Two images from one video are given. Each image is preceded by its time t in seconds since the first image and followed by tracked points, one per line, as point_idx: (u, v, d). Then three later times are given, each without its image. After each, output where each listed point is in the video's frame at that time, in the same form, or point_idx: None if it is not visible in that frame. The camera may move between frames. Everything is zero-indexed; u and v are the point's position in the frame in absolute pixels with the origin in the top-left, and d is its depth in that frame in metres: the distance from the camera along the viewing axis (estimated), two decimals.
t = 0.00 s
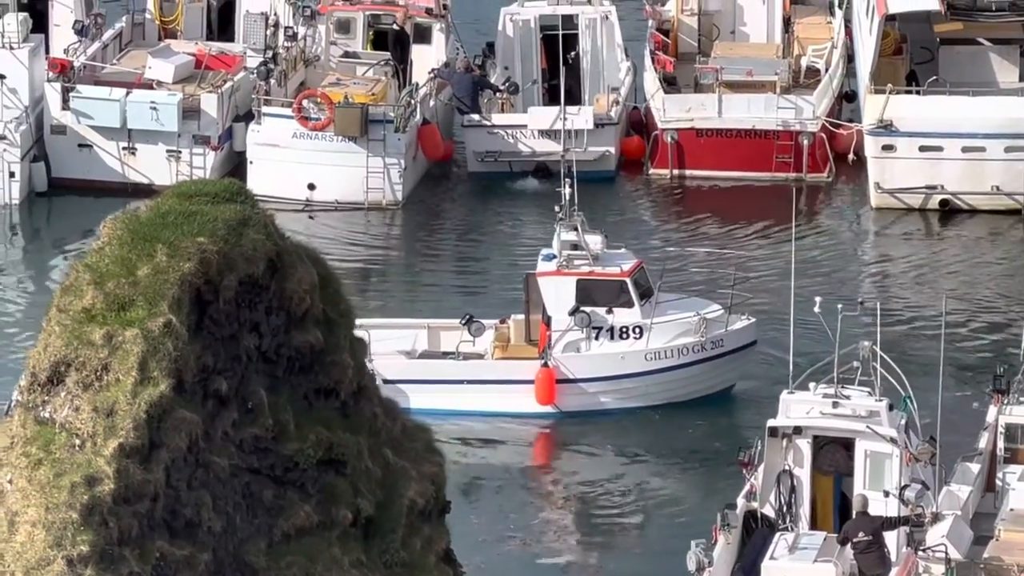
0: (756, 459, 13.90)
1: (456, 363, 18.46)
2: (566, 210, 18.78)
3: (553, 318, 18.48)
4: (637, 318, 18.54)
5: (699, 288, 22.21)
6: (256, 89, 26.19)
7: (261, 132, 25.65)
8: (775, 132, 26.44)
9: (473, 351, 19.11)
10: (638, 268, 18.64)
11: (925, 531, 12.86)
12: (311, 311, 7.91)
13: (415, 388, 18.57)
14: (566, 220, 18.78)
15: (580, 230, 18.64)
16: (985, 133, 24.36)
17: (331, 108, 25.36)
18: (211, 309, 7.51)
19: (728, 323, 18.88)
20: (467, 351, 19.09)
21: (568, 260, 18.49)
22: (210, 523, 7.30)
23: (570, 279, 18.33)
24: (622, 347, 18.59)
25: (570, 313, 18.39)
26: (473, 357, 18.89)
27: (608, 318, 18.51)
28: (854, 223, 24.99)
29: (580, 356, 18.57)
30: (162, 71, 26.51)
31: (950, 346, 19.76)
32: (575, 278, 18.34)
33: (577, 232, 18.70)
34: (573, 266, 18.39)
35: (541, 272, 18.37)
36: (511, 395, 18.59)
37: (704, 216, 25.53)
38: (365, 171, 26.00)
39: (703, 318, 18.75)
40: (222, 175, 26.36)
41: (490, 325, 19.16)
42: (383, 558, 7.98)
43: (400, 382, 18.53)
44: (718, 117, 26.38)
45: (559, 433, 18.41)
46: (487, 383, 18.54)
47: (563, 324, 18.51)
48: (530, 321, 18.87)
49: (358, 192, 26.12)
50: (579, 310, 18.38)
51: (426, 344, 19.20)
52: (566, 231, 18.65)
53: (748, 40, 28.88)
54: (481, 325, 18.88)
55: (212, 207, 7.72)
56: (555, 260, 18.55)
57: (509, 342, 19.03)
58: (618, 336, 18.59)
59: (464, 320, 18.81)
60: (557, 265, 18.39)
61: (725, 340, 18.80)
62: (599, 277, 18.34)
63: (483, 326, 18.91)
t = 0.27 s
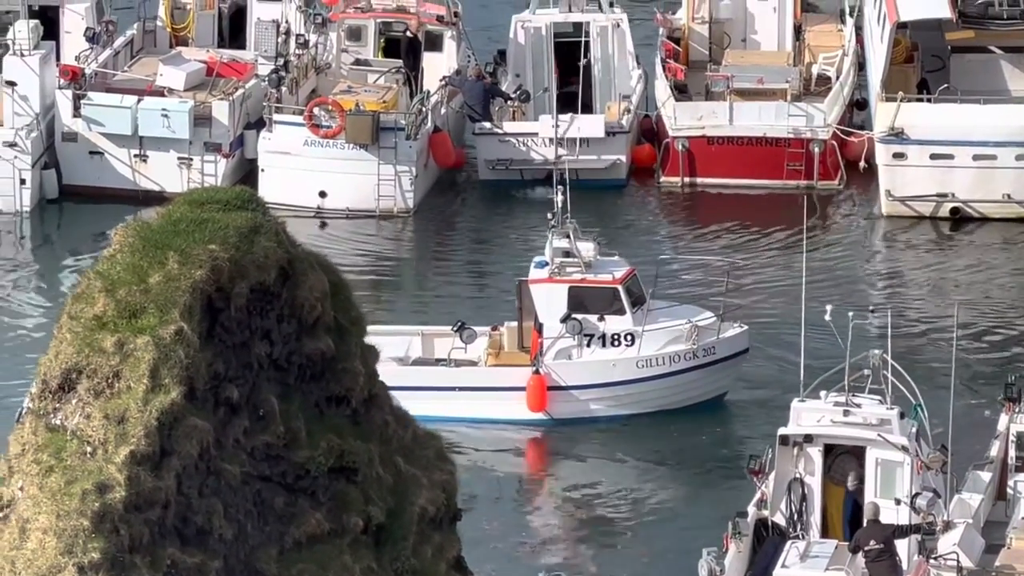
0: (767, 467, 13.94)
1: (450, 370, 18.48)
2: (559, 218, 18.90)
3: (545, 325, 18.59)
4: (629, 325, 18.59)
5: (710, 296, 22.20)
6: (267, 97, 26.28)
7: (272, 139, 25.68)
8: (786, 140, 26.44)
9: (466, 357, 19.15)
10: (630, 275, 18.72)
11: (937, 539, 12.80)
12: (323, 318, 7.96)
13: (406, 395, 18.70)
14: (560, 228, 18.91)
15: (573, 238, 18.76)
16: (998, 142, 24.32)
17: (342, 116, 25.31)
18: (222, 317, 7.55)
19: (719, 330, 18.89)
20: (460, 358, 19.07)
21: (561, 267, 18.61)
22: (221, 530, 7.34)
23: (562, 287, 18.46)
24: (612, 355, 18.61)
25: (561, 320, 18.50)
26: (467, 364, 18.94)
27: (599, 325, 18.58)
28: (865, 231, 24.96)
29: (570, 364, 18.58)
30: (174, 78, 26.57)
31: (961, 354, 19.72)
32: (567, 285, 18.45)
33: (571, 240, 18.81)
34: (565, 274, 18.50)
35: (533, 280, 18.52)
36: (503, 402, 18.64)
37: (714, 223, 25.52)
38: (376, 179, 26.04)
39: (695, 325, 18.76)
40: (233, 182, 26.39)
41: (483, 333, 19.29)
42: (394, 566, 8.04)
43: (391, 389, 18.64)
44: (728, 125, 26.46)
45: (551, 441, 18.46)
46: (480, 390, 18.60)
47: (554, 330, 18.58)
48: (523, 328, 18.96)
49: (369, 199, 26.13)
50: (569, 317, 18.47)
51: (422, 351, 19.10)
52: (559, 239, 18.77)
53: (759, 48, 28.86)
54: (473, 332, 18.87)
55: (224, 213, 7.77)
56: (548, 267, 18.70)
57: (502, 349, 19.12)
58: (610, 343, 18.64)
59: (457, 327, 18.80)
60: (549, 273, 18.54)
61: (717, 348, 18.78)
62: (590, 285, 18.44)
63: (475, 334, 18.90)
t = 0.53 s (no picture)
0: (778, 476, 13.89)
1: (441, 378, 18.44)
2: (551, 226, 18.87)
3: (535, 333, 18.53)
4: (619, 334, 18.51)
5: (720, 305, 22.19)
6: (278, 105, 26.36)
7: (283, 148, 25.70)
8: (797, 148, 26.37)
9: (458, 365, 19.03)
10: (620, 283, 18.70)
11: (947, 548, 12.92)
12: (332, 326, 8.40)
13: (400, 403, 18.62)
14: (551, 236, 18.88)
15: (564, 246, 18.72)
16: (1009, 150, 24.26)
17: (354, 124, 25.37)
18: (233, 325, 7.98)
19: (710, 338, 18.84)
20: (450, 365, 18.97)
21: (551, 276, 18.59)
22: (231, 539, 7.69)
23: (552, 295, 18.44)
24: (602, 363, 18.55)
25: (550, 329, 18.45)
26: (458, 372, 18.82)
27: (589, 333, 18.51)
28: (875, 239, 24.93)
29: (561, 372, 18.57)
30: (185, 86, 26.61)
31: (972, 363, 19.67)
32: (557, 293, 18.42)
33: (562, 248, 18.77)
34: (555, 282, 18.49)
35: (523, 288, 18.50)
36: (495, 409, 18.65)
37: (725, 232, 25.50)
38: (387, 188, 26.02)
39: (686, 333, 18.71)
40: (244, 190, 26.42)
41: (474, 341, 19.14)
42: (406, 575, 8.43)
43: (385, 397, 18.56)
44: (739, 134, 26.43)
45: (539, 447, 18.54)
46: (472, 398, 18.59)
47: (545, 339, 18.54)
48: (515, 335, 18.81)
49: (379, 208, 26.12)
50: (558, 326, 18.41)
51: (413, 358, 19.08)
52: (549, 247, 18.73)
53: (769, 57, 28.84)
54: (462, 339, 18.81)
55: (235, 222, 8.22)
56: (538, 276, 18.67)
57: (493, 357, 18.95)
58: (600, 351, 18.56)
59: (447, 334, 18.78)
60: (540, 281, 18.51)
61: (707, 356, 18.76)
62: (580, 293, 18.42)
63: (465, 341, 18.88)
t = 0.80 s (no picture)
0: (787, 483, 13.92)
1: (432, 388, 18.35)
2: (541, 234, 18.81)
3: (524, 341, 18.59)
4: (608, 342, 18.54)
5: (729, 315, 22.15)
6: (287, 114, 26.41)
7: (292, 156, 25.71)
8: (806, 157, 26.36)
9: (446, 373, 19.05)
10: (610, 292, 18.66)
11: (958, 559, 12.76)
12: (342, 335, 8.42)
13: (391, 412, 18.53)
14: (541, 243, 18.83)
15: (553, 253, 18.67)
16: (1019, 159, 24.23)
17: (363, 133, 25.40)
18: (243, 333, 7.97)
19: (700, 347, 18.82)
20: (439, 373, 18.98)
21: (541, 284, 18.56)
22: (241, 548, 7.70)
23: (541, 303, 18.44)
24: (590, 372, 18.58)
25: (539, 337, 18.49)
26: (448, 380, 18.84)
27: (578, 341, 18.53)
28: (885, 249, 24.89)
29: (550, 380, 18.59)
30: (194, 95, 26.64)
31: (981, 373, 19.64)
32: (546, 302, 18.42)
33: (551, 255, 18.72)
34: (545, 290, 18.46)
35: (512, 296, 18.49)
36: (487, 416, 18.59)
37: (734, 242, 25.47)
38: (397, 197, 26.03)
39: (675, 342, 18.69)
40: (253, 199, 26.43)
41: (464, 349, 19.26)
42: None
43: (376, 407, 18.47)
44: (748, 142, 26.36)
45: (527, 456, 18.53)
46: (463, 407, 18.54)
47: (533, 347, 18.60)
48: (505, 344, 18.95)
49: (389, 216, 26.12)
50: (547, 334, 18.45)
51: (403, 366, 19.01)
52: (539, 254, 18.66)
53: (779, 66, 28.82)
54: (452, 347, 18.87)
55: (244, 230, 8.25)
56: (528, 284, 18.64)
57: (483, 365, 19.07)
58: (589, 360, 18.60)
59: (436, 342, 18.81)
60: (529, 289, 18.49)
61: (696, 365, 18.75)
62: (570, 302, 18.40)
63: (454, 349, 18.91)
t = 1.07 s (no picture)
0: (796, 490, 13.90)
1: (418, 393, 18.32)
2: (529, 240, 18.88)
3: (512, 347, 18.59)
4: (596, 348, 18.55)
5: (737, 322, 22.13)
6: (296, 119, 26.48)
7: (301, 162, 25.77)
8: (815, 164, 26.33)
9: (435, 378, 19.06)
10: (598, 298, 18.73)
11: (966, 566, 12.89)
12: (350, 341, 8.63)
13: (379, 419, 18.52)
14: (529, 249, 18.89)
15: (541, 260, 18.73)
16: None
17: (372, 139, 25.41)
18: (251, 338, 8.17)
19: (687, 354, 18.83)
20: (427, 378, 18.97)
21: (529, 290, 18.65)
22: (249, 554, 7.86)
23: (529, 309, 18.48)
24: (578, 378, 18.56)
25: (527, 343, 18.49)
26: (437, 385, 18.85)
27: (565, 347, 18.54)
28: (893, 257, 24.85)
29: (537, 386, 18.57)
30: (202, 100, 26.64)
31: (989, 381, 19.59)
32: (535, 308, 18.47)
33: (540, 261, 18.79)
34: (533, 296, 18.54)
35: (501, 302, 18.55)
36: (475, 421, 18.59)
37: (742, 249, 25.43)
38: (405, 204, 26.05)
39: (663, 348, 18.69)
40: (261, 205, 26.45)
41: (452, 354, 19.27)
42: None
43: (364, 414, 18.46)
44: (757, 149, 26.40)
45: (516, 461, 18.50)
46: (451, 412, 18.56)
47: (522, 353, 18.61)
48: (494, 349, 18.99)
49: (398, 223, 26.13)
50: (535, 339, 18.46)
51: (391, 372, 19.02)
52: (527, 260, 18.73)
53: (788, 73, 28.82)
54: (440, 353, 18.91)
55: (253, 237, 8.50)
56: (516, 290, 18.72)
57: (471, 370, 19.08)
58: (577, 366, 18.58)
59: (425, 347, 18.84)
60: (517, 295, 18.56)
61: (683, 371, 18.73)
62: (558, 307, 18.46)
63: (442, 355, 18.94)
